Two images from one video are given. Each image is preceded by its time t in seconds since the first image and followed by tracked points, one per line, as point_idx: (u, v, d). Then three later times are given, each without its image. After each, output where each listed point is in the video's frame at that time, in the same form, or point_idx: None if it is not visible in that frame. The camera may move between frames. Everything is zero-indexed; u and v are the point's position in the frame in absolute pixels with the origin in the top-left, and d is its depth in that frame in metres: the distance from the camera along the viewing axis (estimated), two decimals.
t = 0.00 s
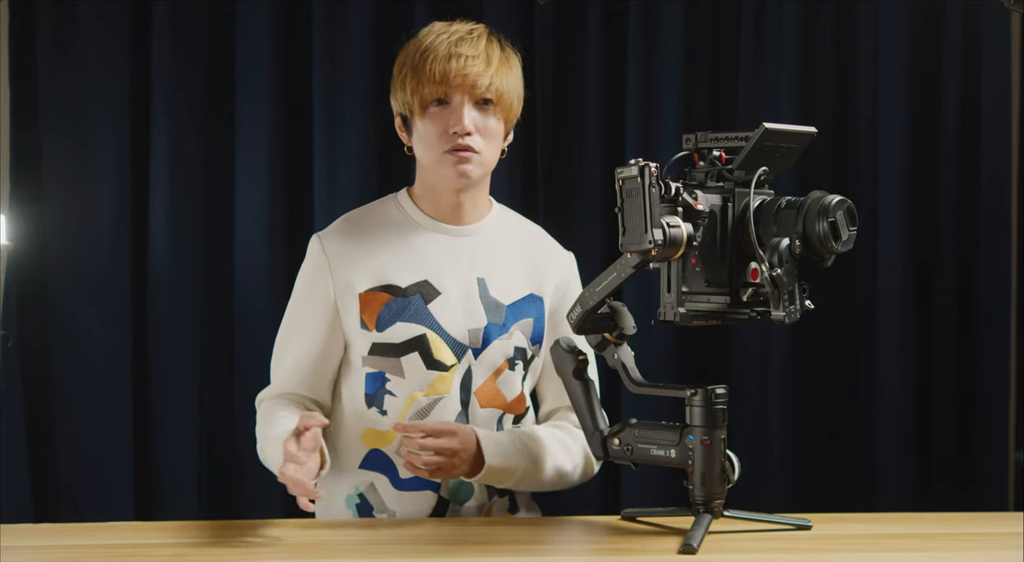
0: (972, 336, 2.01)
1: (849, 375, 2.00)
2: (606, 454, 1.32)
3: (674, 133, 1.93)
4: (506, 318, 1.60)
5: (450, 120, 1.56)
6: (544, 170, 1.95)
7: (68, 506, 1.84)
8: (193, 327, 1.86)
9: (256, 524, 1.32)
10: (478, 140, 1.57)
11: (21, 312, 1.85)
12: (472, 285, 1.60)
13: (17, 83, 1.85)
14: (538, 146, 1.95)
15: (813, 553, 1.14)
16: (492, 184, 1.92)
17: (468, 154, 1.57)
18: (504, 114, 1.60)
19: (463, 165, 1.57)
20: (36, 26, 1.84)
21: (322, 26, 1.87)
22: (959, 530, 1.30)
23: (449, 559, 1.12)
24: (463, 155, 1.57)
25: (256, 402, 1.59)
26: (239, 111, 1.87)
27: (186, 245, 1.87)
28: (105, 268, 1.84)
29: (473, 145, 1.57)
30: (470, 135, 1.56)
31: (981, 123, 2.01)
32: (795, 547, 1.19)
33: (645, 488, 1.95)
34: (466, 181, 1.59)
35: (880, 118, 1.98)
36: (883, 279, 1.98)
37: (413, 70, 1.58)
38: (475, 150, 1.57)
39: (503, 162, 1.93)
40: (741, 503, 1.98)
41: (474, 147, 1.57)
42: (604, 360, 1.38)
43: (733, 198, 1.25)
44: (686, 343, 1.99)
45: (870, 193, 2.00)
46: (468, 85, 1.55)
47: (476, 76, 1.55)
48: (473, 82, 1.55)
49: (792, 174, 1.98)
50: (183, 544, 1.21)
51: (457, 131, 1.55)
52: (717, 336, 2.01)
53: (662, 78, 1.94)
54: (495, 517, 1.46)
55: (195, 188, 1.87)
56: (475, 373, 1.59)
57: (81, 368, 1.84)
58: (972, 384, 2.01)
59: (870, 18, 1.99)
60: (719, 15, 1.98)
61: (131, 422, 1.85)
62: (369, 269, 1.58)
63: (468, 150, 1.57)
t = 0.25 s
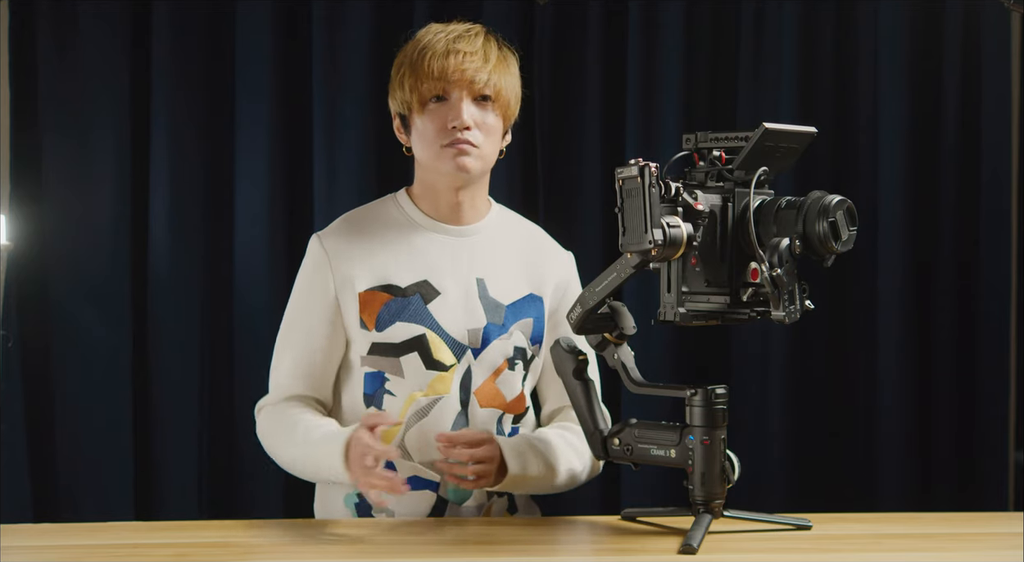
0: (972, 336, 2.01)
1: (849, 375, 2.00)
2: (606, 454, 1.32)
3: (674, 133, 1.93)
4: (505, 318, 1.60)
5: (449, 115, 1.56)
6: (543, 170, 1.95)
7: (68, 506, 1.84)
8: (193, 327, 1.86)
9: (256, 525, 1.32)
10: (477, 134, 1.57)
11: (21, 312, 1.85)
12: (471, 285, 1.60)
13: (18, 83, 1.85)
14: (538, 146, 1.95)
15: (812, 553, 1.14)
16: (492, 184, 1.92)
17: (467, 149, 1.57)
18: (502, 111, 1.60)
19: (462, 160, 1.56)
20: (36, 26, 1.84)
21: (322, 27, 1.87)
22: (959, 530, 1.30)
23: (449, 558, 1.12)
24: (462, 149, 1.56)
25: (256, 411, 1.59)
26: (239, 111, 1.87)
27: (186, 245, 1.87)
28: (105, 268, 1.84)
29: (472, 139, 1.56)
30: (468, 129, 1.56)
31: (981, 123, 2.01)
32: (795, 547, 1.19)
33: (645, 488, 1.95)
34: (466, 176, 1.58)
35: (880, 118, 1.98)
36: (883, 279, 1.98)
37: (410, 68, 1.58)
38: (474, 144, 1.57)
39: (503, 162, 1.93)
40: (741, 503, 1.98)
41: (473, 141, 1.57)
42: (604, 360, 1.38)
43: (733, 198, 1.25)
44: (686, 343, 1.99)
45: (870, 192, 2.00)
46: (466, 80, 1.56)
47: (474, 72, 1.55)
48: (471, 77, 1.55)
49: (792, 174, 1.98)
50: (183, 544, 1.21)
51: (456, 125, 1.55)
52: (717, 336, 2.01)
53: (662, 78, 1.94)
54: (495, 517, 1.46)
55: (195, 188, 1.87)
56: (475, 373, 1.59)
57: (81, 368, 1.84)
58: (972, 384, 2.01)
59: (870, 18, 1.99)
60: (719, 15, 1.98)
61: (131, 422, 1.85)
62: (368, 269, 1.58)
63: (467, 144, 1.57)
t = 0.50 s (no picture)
0: (972, 336, 2.01)
1: (849, 375, 2.00)
2: (606, 454, 1.32)
3: (674, 133, 1.93)
4: (505, 318, 1.60)
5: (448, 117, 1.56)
6: (543, 170, 1.95)
7: (68, 506, 1.84)
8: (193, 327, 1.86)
9: (257, 525, 1.32)
10: (477, 137, 1.58)
11: (21, 312, 1.85)
12: (472, 284, 1.61)
13: (17, 83, 1.85)
14: (538, 146, 1.94)
15: (813, 553, 1.14)
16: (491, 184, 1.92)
17: (467, 151, 1.58)
18: (502, 112, 1.61)
19: (462, 163, 1.58)
20: (36, 26, 1.84)
21: (322, 26, 1.87)
22: (959, 530, 1.30)
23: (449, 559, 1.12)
24: (462, 152, 1.58)
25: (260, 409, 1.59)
26: (239, 111, 1.87)
27: (186, 245, 1.87)
28: (105, 268, 1.84)
29: (471, 142, 1.58)
30: (468, 132, 1.57)
31: (981, 124, 2.01)
32: (795, 547, 1.19)
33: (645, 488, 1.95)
34: (466, 179, 1.60)
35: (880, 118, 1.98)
36: (883, 279, 1.98)
37: (409, 68, 1.58)
38: (474, 147, 1.58)
39: (503, 162, 1.93)
40: (741, 503, 1.98)
41: (472, 143, 1.58)
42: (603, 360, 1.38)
43: (733, 198, 1.25)
44: (686, 344, 1.99)
45: (870, 192, 2.00)
46: (465, 82, 1.56)
47: (473, 74, 1.55)
48: (470, 80, 1.56)
49: (792, 174, 1.98)
50: (183, 544, 1.21)
51: (456, 128, 1.56)
52: (717, 336, 2.01)
53: (662, 79, 1.94)
54: (495, 517, 1.46)
55: (195, 188, 1.87)
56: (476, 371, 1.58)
57: (81, 368, 1.84)
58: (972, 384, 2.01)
59: (870, 18, 1.99)
60: (719, 15, 1.98)
61: (131, 422, 1.85)
62: (369, 269, 1.59)
63: (467, 146, 1.58)
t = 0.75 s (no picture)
0: (972, 336, 2.01)
1: (849, 375, 2.00)
2: (606, 454, 1.32)
3: (674, 133, 1.93)
4: (504, 318, 1.60)
5: (449, 122, 1.56)
6: (543, 170, 1.95)
7: (68, 506, 1.84)
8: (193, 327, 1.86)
9: (256, 525, 1.32)
10: (478, 142, 1.58)
11: (21, 312, 1.85)
12: (470, 284, 1.60)
13: (18, 83, 1.85)
14: (538, 146, 1.94)
15: (813, 553, 1.14)
16: (492, 184, 1.92)
17: (467, 156, 1.58)
18: (503, 117, 1.61)
19: (462, 168, 1.58)
20: (36, 26, 1.84)
21: (322, 26, 1.87)
22: (959, 530, 1.30)
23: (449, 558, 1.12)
24: (463, 157, 1.57)
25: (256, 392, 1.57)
26: (239, 111, 1.87)
27: (186, 245, 1.87)
28: (105, 269, 1.84)
29: (472, 147, 1.57)
30: (469, 137, 1.57)
31: (981, 124, 2.01)
32: (795, 547, 1.19)
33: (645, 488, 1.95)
34: (466, 184, 1.60)
35: (880, 118, 1.98)
36: (883, 279, 1.98)
37: (412, 72, 1.57)
38: (474, 153, 1.58)
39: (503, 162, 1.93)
40: (741, 503, 1.98)
41: (473, 148, 1.58)
42: (604, 360, 1.38)
43: (733, 198, 1.25)
44: (686, 344, 1.99)
45: (870, 192, 2.00)
46: (468, 87, 1.55)
47: (476, 79, 1.55)
48: (472, 85, 1.55)
49: (792, 175, 1.98)
50: (183, 544, 1.21)
51: (457, 134, 1.56)
52: (717, 336, 2.01)
53: (662, 79, 1.94)
54: (495, 517, 1.46)
55: (195, 189, 1.87)
56: (474, 371, 1.59)
57: (81, 368, 1.84)
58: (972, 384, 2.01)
59: (870, 18, 1.99)
60: (719, 16, 1.98)
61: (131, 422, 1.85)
62: (367, 269, 1.59)
63: (467, 152, 1.58)
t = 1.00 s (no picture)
0: (972, 335, 2.01)
1: (849, 376, 2.00)
2: (606, 454, 1.32)
3: (674, 133, 1.94)
4: (503, 317, 1.60)
5: (440, 124, 1.57)
6: (543, 170, 1.95)
7: (68, 506, 1.84)
8: (193, 327, 1.86)
9: (257, 525, 1.32)
10: (469, 143, 1.58)
11: (21, 312, 1.85)
12: (469, 284, 1.60)
13: (17, 83, 1.85)
14: (539, 147, 1.94)
15: (813, 553, 1.14)
16: (492, 184, 1.92)
17: (460, 158, 1.59)
18: (496, 114, 1.60)
19: (456, 170, 1.59)
20: (36, 26, 1.84)
21: (322, 26, 1.87)
22: (959, 530, 1.30)
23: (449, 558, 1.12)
24: (455, 159, 1.58)
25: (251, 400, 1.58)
26: (239, 111, 1.87)
27: (186, 245, 1.87)
28: (105, 269, 1.84)
29: (464, 148, 1.58)
30: (460, 138, 1.57)
31: (981, 124, 2.01)
32: (795, 547, 1.19)
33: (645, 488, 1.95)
34: (460, 185, 1.60)
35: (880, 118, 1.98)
36: (883, 279, 1.98)
37: (400, 75, 1.58)
38: (466, 154, 1.58)
39: (503, 162, 1.93)
40: (741, 503, 1.97)
41: (465, 149, 1.58)
42: (604, 360, 1.38)
43: (733, 198, 1.25)
44: (686, 344, 1.99)
45: (870, 192, 2.00)
46: (456, 88, 1.56)
47: (464, 80, 1.55)
48: (460, 86, 1.55)
49: (792, 175, 1.98)
50: (183, 544, 1.21)
51: (448, 136, 1.56)
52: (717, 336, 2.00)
53: (662, 79, 1.94)
54: (495, 517, 1.46)
55: (195, 189, 1.87)
56: (473, 370, 1.59)
57: (81, 368, 1.84)
58: (972, 384, 2.01)
59: (870, 18, 1.99)
60: (719, 16, 1.98)
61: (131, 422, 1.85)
62: (367, 269, 1.59)
63: (460, 153, 1.58)
